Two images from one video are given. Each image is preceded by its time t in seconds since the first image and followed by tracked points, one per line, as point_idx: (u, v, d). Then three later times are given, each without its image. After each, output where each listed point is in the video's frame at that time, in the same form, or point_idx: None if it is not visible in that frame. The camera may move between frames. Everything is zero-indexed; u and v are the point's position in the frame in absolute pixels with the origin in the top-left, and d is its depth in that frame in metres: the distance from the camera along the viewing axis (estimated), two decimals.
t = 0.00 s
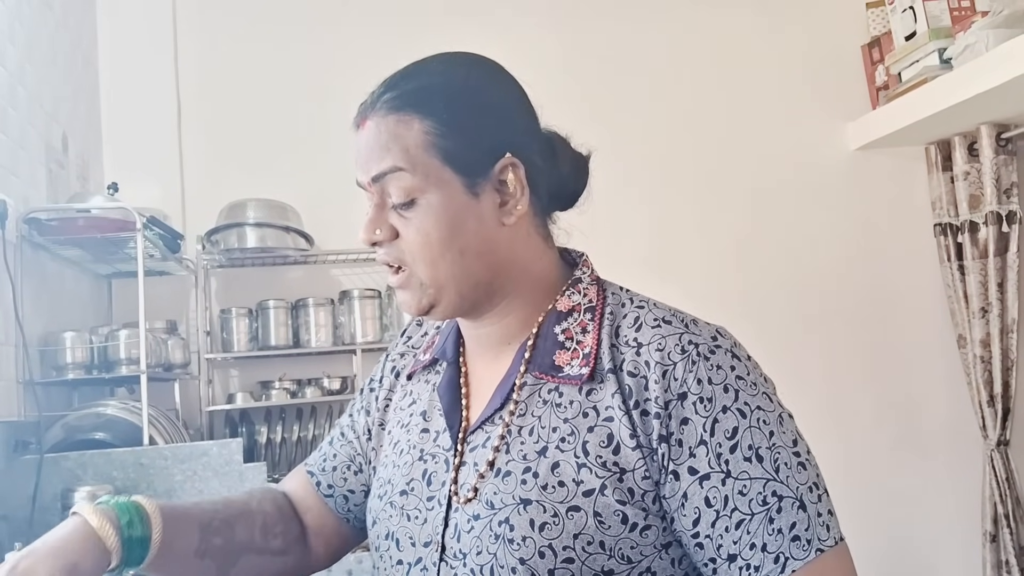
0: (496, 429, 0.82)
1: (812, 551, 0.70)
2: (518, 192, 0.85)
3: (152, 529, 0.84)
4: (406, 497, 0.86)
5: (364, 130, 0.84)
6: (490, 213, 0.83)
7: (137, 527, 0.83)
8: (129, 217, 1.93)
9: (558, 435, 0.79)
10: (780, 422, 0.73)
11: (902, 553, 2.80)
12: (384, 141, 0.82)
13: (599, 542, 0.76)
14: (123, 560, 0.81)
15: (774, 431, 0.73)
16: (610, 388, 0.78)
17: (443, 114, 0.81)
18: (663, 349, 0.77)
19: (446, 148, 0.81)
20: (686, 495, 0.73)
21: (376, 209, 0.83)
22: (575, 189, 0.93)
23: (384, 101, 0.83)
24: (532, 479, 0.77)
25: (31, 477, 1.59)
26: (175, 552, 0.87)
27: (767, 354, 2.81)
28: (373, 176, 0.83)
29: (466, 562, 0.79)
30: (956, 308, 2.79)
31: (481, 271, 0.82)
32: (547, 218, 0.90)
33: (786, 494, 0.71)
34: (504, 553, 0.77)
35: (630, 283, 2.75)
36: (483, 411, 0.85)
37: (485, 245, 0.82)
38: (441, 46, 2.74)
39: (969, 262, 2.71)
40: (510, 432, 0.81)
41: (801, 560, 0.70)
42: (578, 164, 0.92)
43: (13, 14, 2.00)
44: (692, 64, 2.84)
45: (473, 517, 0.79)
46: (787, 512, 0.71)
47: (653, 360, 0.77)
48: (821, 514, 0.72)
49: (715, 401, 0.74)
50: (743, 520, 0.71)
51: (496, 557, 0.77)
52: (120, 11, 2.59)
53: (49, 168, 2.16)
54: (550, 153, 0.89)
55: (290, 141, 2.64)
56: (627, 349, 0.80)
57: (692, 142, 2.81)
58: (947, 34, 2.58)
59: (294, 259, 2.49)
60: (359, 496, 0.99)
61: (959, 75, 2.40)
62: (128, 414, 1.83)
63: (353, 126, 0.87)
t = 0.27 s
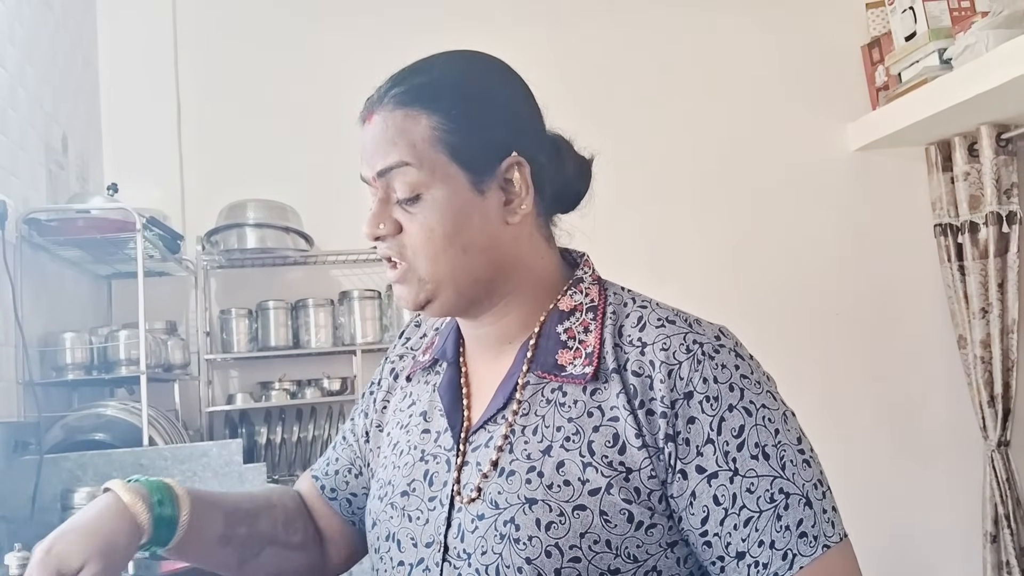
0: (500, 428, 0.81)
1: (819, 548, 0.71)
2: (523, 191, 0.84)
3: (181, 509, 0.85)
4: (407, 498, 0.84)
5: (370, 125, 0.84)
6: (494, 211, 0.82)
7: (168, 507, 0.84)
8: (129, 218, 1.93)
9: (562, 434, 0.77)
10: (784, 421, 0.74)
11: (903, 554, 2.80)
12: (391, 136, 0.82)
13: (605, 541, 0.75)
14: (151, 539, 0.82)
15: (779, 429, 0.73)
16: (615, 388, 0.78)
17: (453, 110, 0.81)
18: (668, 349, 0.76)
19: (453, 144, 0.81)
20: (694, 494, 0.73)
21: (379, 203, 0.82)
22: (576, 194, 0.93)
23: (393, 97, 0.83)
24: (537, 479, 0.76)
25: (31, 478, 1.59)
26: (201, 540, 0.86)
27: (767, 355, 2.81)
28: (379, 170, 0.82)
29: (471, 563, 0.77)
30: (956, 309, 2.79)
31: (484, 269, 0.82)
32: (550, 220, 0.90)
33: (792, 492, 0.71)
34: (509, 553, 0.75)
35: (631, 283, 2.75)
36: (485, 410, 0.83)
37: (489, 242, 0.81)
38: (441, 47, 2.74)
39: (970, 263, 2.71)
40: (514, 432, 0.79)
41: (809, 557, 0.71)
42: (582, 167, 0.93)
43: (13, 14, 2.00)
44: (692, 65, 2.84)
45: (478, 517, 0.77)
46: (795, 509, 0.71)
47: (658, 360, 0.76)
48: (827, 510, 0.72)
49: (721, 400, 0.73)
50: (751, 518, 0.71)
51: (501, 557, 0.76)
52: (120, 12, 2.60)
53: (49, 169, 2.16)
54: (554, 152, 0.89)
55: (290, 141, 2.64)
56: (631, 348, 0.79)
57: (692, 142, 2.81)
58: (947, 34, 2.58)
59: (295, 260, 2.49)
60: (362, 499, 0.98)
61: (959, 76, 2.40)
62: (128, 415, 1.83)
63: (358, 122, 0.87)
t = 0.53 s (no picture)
0: (506, 423, 0.81)
1: (820, 548, 0.71)
2: (536, 192, 0.84)
3: (164, 535, 0.82)
4: (414, 492, 0.84)
5: (388, 123, 0.84)
6: (507, 210, 0.82)
7: (149, 535, 0.81)
8: (129, 219, 1.93)
9: (569, 427, 0.77)
10: (788, 420, 0.73)
11: (903, 554, 2.79)
12: (407, 134, 0.82)
13: (611, 533, 0.74)
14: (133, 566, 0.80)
15: (783, 428, 0.73)
16: (623, 381, 0.77)
17: (470, 109, 0.81)
18: (676, 344, 0.76)
19: (469, 143, 0.81)
20: (697, 488, 0.72)
21: (395, 200, 0.82)
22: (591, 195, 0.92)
23: (412, 95, 0.84)
24: (545, 471, 0.76)
25: (31, 479, 1.59)
26: (188, 561, 0.85)
27: (767, 355, 2.81)
28: (395, 166, 0.82)
29: (476, 555, 0.77)
30: (957, 309, 2.79)
31: (496, 267, 0.82)
32: (561, 223, 0.89)
33: (794, 491, 0.71)
34: (516, 545, 0.75)
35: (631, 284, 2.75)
36: (492, 404, 0.84)
37: (502, 241, 0.81)
38: (441, 48, 2.74)
39: (970, 264, 2.71)
40: (521, 425, 0.79)
41: (809, 556, 0.70)
42: (593, 172, 0.91)
43: (13, 16, 2.01)
44: (692, 66, 2.84)
45: (485, 510, 0.77)
46: (796, 508, 0.71)
47: (665, 354, 0.76)
48: (829, 511, 0.72)
49: (726, 396, 0.73)
50: (752, 514, 0.70)
51: (507, 549, 0.75)
52: (120, 13, 2.60)
53: (49, 170, 2.16)
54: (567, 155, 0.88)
55: (290, 142, 2.64)
56: (639, 344, 0.79)
57: (692, 143, 2.81)
58: (947, 35, 2.58)
59: (295, 261, 2.49)
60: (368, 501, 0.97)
61: (959, 76, 2.40)
62: (128, 416, 1.83)
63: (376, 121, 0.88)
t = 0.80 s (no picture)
0: (512, 415, 0.81)
1: (827, 540, 0.70)
2: (550, 191, 0.84)
3: (179, 547, 0.81)
4: (419, 484, 0.84)
5: (405, 122, 0.84)
6: (521, 208, 0.82)
7: (164, 545, 0.80)
8: (128, 221, 1.93)
9: (576, 419, 0.77)
10: (796, 414, 0.73)
11: (903, 554, 2.79)
12: (423, 132, 0.82)
13: (616, 524, 0.74)
14: None
15: (791, 422, 0.73)
16: (630, 375, 0.77)
17: (487, 109, 0.82)
18: (683, 339, 0.76)
19: (485, 142, 0.81)
20: (704, 481, 0.72)
21: (410, 197, 0.82)
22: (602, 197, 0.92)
23: (429, 95, 0.84)
24: (551, 461, 0.76)
25: (30, 479, 1.59)
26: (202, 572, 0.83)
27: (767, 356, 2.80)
28: (411, 164, 0.82)
29: (482, 545, 0.77)
30: (956, 310, 2.79)
31: (510, 266, 0.81)
32: (574, 224, 0.89)
33: (801, 483, 0.71)
34: (521, 534, 0.75)
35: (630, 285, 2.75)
36: (499, 397, 0.83)
37: (516, 240, 0.81)
38: (441, 49, 2.74)
39: (970, 264, 2.71)
40: (528, 417, 0.80)
41: (816, 549, 0.70)
42: (605, 174, 0.92)
43: (13, 17, 2.01)
44: (692, 66, 2.84)
45: (491, 499, 0.77)
46: (803, 500, 0.70)
47: (673, 349, 0.76)
48: (837, 504, 0.71)
49: (733, 390, 0.73)
50: (759, 507, 0.71)
51: (513, 538, 0.75)
52: (120, 14, 2.60)
53: (49, 171, 2.16)
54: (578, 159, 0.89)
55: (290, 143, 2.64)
56: (647, 339, 0.79)
57: (692, 143, 2.81)
58: (947, 36, 2.58)
59: (295, 262, 2.49)
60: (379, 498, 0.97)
61: (959, 77, 2.40)
62: (127, 417, 1.83)
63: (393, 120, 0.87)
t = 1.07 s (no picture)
0: (530, 410, 0.81)
1: (837, 532, 0.71)
2: (574, 192, 0.84)
3: (214, 534, 0.84)
4: (436, 477, 0.84)
5: (435, 117, 0.84)
6: (550, 205, 0.82)
7: (203, 533, 0.83)
8: (129, 221, 1.93)
9: (594, 414, 0.77)
10: (806, 412, 0.75)
11: (903, 554, 2.79)
12: (456, 128, 0.82)
13: (635, 514, 0.75)
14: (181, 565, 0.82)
15: (801, 419, 0.74)
16: (647, 372, 0.78)
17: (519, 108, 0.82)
18: (698, 337, 0.77)
19: (516, 140, 0.81)
20: (720, 475, 0.73)
21: (440, 191, 0.81)
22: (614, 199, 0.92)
23: (460, 93, 0.84)
24: (570, 454, 0.76)
25: (31, 480, 1.59)
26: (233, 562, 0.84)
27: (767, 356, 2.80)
28: (443, 158, 0.82)
29: (501, 536, 0.77)
30: (956, 311, 2.79)
31: (536, 261, 0.81)
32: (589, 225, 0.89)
33: (813, 477, 0.72)
34: (542, 524, 0.75)
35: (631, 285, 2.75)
36: (516, 393, 0.83)
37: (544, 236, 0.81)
38: (441, 50, 2.74)
39: (970, 265, 2.71)
40: (546, 412, 0.80)
41: (827, 541, 0.71)
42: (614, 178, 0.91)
43: (13, 17, 2.01)
44: (692, 67, 2.84)
45: (510, 491, 0.77)
46: (815, 494, 0.72)
47: (689, 348, 0.77)
48: (846, 498, 0.73)
49: (747, 387, 0.74)
50: (773, 499, 0.72)
51: (533, 528, 0.75)
52: (120, 15, 2.60)
53: (49, 171, 2.16)
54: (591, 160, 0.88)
55: (290, 144, 2.64)
56: (662, 338, 0.80)
57: (692, 143, 2.81)
58: (947, 37, 2.59)
59: (295, 263, 2.49)
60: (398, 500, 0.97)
61: (959, 77, 2.40)
62: (127, 417, 1.83)
63: (422, 116, 0.87)
